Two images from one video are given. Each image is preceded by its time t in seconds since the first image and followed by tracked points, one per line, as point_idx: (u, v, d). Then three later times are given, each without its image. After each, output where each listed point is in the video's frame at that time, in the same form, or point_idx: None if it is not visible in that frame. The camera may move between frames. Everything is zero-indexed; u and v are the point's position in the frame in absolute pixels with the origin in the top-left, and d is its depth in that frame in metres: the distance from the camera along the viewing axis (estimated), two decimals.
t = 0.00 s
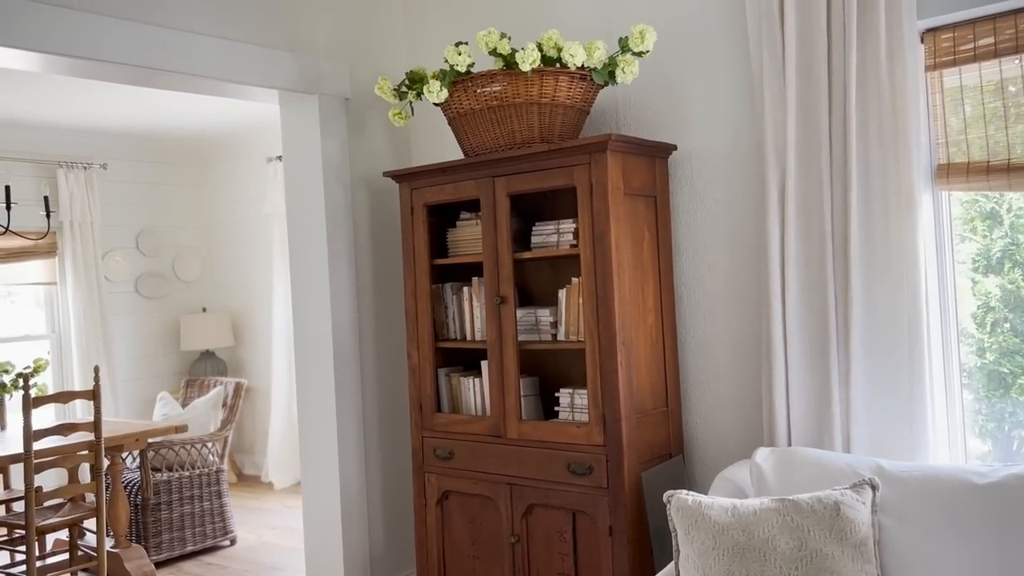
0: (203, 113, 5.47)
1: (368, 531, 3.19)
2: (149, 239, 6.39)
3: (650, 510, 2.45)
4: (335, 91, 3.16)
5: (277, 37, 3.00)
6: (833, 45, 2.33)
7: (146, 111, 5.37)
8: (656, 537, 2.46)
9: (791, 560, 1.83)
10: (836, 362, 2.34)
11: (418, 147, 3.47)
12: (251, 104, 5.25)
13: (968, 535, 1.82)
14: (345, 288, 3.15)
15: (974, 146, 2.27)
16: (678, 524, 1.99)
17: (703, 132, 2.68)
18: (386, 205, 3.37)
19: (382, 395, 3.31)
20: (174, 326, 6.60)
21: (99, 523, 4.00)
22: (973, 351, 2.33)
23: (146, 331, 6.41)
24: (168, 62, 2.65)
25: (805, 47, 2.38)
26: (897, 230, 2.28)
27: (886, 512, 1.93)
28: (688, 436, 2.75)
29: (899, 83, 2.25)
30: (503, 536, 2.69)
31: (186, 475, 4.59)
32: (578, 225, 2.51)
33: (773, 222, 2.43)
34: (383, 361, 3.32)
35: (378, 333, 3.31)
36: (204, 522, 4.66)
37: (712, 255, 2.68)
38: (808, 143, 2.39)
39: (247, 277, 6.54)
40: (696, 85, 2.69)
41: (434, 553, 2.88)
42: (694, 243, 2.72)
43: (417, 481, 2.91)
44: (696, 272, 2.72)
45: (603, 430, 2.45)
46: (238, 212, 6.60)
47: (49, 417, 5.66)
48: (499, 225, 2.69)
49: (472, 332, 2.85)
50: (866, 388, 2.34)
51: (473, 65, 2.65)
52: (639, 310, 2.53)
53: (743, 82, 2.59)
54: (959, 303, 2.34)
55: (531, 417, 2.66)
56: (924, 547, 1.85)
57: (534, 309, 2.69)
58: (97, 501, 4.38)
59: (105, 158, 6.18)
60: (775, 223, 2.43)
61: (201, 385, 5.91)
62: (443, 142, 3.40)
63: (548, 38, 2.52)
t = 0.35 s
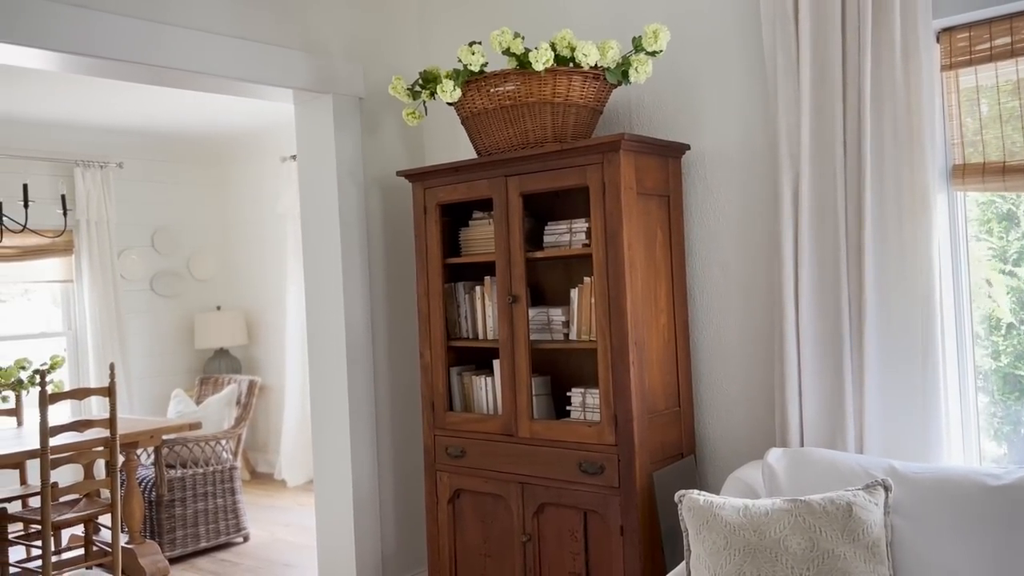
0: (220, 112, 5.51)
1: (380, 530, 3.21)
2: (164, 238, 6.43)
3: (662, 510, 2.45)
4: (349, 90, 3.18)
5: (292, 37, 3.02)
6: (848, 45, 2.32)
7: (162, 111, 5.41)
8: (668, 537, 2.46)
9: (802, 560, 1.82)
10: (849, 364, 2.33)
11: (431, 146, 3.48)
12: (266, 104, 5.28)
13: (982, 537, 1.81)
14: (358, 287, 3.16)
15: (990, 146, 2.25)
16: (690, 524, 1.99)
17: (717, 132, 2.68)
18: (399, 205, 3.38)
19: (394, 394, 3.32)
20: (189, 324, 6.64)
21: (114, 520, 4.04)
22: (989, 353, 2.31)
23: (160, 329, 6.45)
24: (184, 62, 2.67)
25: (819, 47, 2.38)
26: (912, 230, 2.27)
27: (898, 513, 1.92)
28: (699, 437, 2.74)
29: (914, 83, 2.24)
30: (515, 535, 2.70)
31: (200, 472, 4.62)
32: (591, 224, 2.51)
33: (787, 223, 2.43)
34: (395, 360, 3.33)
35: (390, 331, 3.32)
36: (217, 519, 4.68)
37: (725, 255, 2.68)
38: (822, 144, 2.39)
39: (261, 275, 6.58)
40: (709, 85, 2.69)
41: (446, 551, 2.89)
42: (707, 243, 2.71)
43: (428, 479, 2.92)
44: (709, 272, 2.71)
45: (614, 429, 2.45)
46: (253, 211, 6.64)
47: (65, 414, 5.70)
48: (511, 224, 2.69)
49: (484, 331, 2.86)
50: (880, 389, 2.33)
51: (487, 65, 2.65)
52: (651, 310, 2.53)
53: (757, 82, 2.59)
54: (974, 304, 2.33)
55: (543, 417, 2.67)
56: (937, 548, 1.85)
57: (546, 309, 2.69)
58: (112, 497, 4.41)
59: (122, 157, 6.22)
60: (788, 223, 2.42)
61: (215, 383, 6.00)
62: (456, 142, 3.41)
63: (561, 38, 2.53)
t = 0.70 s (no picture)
0: (236, 112, 5.55)
1: (393, 527, 3.22)
2: (180, 236, 6.48)
3: (674, 510, 2.44)
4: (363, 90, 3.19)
5: (306, 36, 3.04)
6: (863, 44, 2.31)
7: (178, 110, 5.45)
8: (680, 537, 2.46)
9: (815, 561, 1.82)
10: (863, 364, 2.32)
11: (444, 146, 3.49)
12: (281, 103, 5.30)
13: (996, 539, 1.80)
14: (371, 286, 3.18)
15: (1006, 146, 2.23)
16: (702, 524, 1.98)
17: (730, 131, 2.67)
18: (412, 204, 3.39)
19: (408, 392, 3.33)
20: (204, 321, 6.69)
21: (129, 516, 4.08)
22: (1005, 354, 2.29)
23: (176, 326, 6.50)
24: (200, 61, 2.69)
25: (833, 46, 2.37)
26: (927, 230, 2.26)
27: (912, 514, 1.91)
28: (712, 437, 2.74)
29: (929, 82, 2.23)
30: (527, 533, 2.70)
31: (215, 469, 4.65)
32: (603, 224, 2.51)
33: (800, 222, 2.42)
34: (408, 358, 3.35)
35: (404, 330, 3.33)
36: (232, 516, 4.70)
37: (739, 255, 2.67)
38: (836, 143, 2.38)
39: (276, 274, 6.61)
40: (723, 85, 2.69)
41: (458, 549, 2.90)
42: (721, 243, 2.71)
43: (441, 477, 2.94)
44: (722, 271, 2.71)
45: (627, 429, 2.45)
46: (268, 209, 6.67)
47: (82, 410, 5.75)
48: (524, 224, 2.69)
49: (497, 330, 2.86)
50: (894, 390, 2.32)
51: (500, 64, 2.66)
52: (664, 309, 2.53)
53: (771, 81, 2.58)
54: (990, 304, 2.31)
55: (555, 416, 2.67)
56: (950, 550, 1.84)
57: (559, 308, 2.69)
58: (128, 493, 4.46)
59: (138, 156, 6.28)
60: (802, 223, 2.42)
61: (229, 380, 6.06)
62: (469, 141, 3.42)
63: (575, 37, 2.53)
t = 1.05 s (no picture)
0: (258, 108, 5.58)
1: (415, 522, 3.23)
2: (203, 232, 6.53)
3: (697, 507, 2.43)
4: (386, 86, 3.20)
5: (330, 32, 3.05)
6: (891, 38, 2.28)
7: (202, 107, 5.49)
8: (703, 534, 2.44)
9: (841, 559, 1.80)
10: (890, 361, 2.29)
11: (466, 142, 3.49)
12: (303, 99, 5.33)
13: None
14: (394, 281, 3.19)
15: None
16: (726, 521, 1.97)
17: (756, 126, 2.65)
18: (435, 200, 3.39)
19: (429, 387, 3.34)
20: (228, 317, 6.74)
21: (154, 509, 4.12)
22: None
23: (200, 321, 6.56)
24: (224, 57, 2.71)
25: (861, 40, 2.34)
26: (956, 226, 2.23)
27: (940, 513, 1.88)
28: (735, 435, 2.72)
29: (960, 76, 2.20)
30: (549, 529, 2.70)
31: (238, 464, 4.69)
32: (626, 219, 2.50)
33: (827, 218, 2.39)
34: (430, 354, 3.35)
35: (425, 326, 3.34)
36: (254, 510, 4.73)
37: (764, 250, 2.65)
38: (863, 138, 2.35)
39: (299, 270, 6.65)
40: (748, 79, 2.66)
41: (480, 544, 2.90)
42: (746, 239, 2.69)
43: (463, 472, 2.94)
44: (747, 267, 2.69)
45: (650, 425, 2.44)
46: (290, 206, 6.71)
47: (108, 404, 5.82)
48: (546, 219, 2.69)
49: (519, 325, 2.86)
50: (921, 388, 2.29)
51: (523, 59, 2.65)
52: (688, 305, 2.51)
53: (798, 75, 2.55)
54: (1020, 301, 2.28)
55: (577, 412, 2.66)
56: (979, 550, 1.81)
57: (581, 304, 2.68)
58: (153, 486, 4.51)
59: (163, 152, 6.33)
60: (828, 219, 2.39)
61: (252, 375, 6.11)
62: (491, 137, 3.42)
63: (598, 32, 2.51)
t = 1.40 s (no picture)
0: (278, 103, 5.60)
1: (433, 515, 3.24)
2: (224, 227, 6.58)
3: (717, 502, 2.42)
4: (405, 80, 3.20)
5: (349, 26, 3.05)
6: (915, 29, 2.25)
7: (222, 101, 5.52)
8: (722, 529, 2.43)
9: (862, 555, 1.78)
10: (912, 356, 2.27)
11: (485, 135, 3.49)
12: (323, 93, 5.35)
13: None
14: (413, 275, 3.19)
15: None
16: (746, 516, 1.96)
17: (777, 119, 2.62)
18: (453, 194, 3.39)
19: (448, 381, 3.35)
20: (248, 310, 6.78)
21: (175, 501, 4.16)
22: None
23: (221, 315, 6.61)
24: (244, 52, 2.72)
25: (884, 31, 2.31)
26: (981, 220, 2.20)
27: (963, 510, 1.86)
28: (755, 430, 2.71)
29: (985, 67, 2.16)
30: (567, 523, 2.69)
31: (258, 457, 4.73)
32: (646, 213, 2.48)
33: (848, 211, 2.37)
34: (449, 348, 3.35)
35: (444, 320, 3.34)
36: (274, 503, 4.76)
37: (784, 246, 2.63)
38: (886, 131, 2.32)
39: (319, 264, 6.68)
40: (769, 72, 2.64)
41: (498, 538, 2.91)
42: (767, 233, 2.66)
43: (481, 466, 2.94)
44: (767, 262, 2.67)
45: (669, 420, 2.42)
46: (311, 200, 6.74)
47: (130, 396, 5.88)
48: (565, 212, 2.68)
49: (537, 319, 2.86)
50: (944, 384, 2.26)
51: (542, 52, 2.64)
52: (708, 299, 2.50)
53: (820, 67, 2.52)
54: None
55: (596, 406, 2.66)
56: (1003, 547, 1.79)
57: (600, 298, 2.68)
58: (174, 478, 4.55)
59: (184, 147, 6.38)
60: (850, 212, 2.37)
61: (272, 368, 6.15)
62: (510, 131, 3.41)
63: (617, 24, 2.49)
